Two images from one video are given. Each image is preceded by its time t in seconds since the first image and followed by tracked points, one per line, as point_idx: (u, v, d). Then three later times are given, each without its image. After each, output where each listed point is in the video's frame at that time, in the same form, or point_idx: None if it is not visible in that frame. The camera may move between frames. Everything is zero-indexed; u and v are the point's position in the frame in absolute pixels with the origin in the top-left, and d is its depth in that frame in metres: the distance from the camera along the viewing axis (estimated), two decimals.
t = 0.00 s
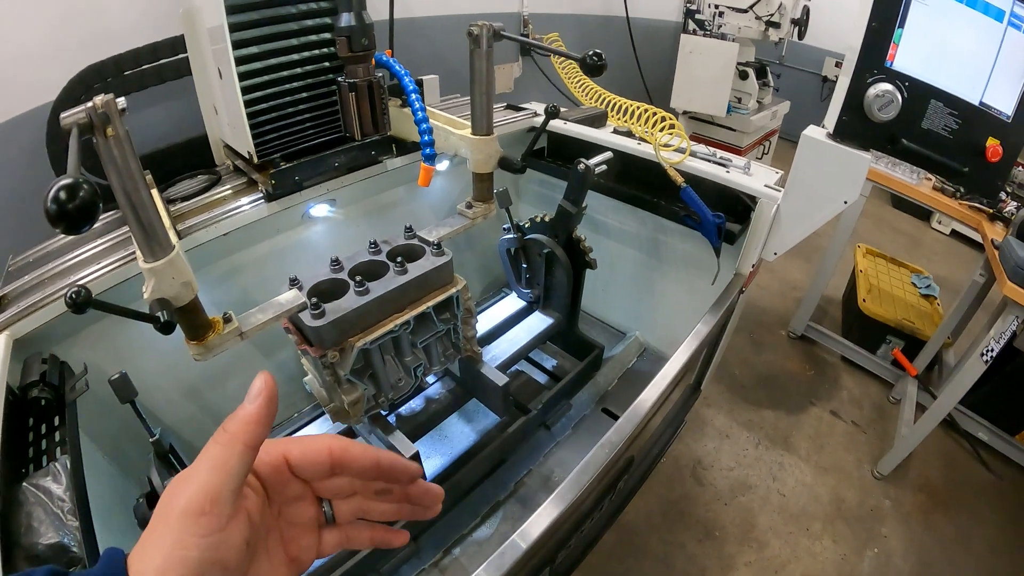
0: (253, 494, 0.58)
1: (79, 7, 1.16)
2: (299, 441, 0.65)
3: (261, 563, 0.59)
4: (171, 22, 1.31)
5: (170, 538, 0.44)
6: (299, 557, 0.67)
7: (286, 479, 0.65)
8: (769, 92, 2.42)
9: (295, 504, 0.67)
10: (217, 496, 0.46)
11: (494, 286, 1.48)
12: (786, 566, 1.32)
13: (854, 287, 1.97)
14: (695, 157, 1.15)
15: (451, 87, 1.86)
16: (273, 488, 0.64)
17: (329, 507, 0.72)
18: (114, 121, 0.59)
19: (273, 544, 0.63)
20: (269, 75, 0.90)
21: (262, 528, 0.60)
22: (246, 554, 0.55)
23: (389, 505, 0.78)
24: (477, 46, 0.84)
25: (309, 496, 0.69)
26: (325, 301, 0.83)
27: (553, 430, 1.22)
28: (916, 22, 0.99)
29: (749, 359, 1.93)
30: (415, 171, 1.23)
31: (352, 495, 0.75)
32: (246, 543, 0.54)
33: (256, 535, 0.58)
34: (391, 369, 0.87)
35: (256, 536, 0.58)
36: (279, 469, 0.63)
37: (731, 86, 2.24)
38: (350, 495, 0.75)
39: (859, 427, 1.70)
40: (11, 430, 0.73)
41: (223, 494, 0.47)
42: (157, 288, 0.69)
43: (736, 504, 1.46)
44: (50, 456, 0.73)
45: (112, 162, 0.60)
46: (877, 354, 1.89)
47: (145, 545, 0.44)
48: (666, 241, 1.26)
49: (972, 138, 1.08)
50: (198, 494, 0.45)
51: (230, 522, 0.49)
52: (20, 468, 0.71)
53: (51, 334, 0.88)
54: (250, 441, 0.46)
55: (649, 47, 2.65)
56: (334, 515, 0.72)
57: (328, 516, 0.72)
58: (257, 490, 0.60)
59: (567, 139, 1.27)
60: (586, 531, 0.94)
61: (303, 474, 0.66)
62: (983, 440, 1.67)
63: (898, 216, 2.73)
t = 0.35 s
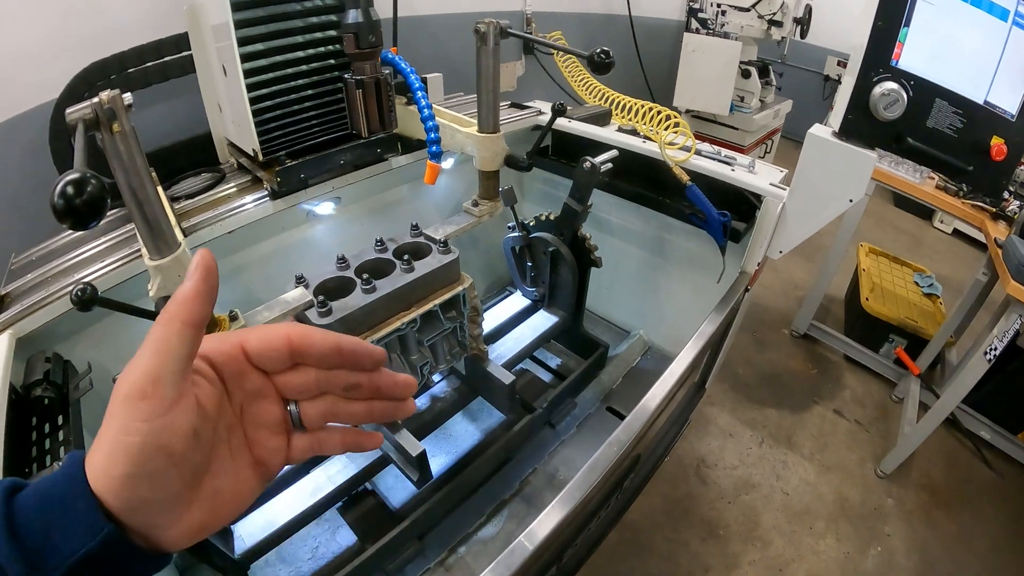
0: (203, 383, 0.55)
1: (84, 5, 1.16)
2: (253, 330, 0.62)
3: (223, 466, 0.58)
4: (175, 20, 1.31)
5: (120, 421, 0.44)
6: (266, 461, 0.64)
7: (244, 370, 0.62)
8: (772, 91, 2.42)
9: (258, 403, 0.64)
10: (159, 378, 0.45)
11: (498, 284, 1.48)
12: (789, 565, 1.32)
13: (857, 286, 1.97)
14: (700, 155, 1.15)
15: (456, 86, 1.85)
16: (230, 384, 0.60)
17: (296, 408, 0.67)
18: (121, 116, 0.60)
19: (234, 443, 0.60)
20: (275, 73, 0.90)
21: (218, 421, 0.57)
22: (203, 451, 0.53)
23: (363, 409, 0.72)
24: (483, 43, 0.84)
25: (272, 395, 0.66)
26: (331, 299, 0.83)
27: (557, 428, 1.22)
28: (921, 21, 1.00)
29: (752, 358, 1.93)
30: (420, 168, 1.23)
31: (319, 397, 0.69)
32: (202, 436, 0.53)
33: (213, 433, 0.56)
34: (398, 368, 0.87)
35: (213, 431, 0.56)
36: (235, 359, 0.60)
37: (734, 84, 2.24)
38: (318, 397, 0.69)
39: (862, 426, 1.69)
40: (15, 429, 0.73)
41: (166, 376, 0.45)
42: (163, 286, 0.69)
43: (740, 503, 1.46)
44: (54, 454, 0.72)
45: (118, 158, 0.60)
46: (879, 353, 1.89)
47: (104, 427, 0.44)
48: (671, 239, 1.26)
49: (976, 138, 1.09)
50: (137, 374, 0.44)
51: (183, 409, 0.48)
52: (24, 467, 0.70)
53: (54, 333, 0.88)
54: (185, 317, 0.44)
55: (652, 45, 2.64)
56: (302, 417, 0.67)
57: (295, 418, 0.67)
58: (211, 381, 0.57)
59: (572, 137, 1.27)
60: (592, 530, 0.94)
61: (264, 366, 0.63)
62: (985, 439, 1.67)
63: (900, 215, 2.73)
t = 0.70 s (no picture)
0: (147, 301, 0.54)
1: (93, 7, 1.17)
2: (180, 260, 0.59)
3: (165, 417, 0.52)
4: (183, 23, 1.32)
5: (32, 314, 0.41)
6: (227, 409, 0.56)
7: (172, 297, 0.57)
8: (777, 97, 2.41)
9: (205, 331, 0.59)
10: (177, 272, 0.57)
11: (502, 288, 1.48)
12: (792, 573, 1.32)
13: (862, 292, 1.96)
14: (704, 161, 1.14)
15: (462, 90, 1.86)
16: (160, 315, 0.55)
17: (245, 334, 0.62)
18: (126, 118, 0.62)
19: (177, 383, 0.54)
20: (281, 76, 0.91)
21: (149, 349, 0.52)
22: (124, 381, 0.49)
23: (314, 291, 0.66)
24: (488, 49, 0.84)
25: (214, 322, 0.61)
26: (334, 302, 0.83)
27: (560, 433, 1.22)
28: (925, 27, 1.00)
29: (756, 365, 1.92)
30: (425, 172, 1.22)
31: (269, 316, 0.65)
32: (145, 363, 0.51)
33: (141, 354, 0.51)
34: (400, 371, 0.87)
35: (131, 363, 0.49)
36: (160, 288, 0.56)
37: (739, 90, 2.24)
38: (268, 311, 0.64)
39: (866, 434, 1.68)
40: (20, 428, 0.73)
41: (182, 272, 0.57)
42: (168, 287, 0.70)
43: (743, 510, 1.45)
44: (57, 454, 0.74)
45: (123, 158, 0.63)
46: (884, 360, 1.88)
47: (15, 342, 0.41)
48: (675, 245, 1.26)
49: (981, 144, 1.08)
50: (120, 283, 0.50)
51: (100, 319, 0.46)
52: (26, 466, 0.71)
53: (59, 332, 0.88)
54: (105, 224, 0.42)
55: (658, 50, 2.64)
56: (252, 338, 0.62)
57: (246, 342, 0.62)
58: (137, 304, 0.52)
59: (576, 142, 1.27)
60: (593, 535, 0.94)
61: (195, 288, 0.58)
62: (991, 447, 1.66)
63: (906, 222, 2.72)
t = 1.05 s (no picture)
0: (269, 443, 0.64)
1: (91, 8, 1.18)
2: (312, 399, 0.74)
3: (296, 530, 0.63)
4: (182, 24, 1.32)
5: (204, 464, 0.52)
6: (337, 525, 0.68)
7: (306, 432, 0.73)
8: (773, 96, 2.43)
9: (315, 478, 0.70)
10: (229, 430, 0.55)
11: (502, 288, 1.48)
12: (793, 568, 1.33)
13: (859, 290, 1.98)
14: (703, 160, 1.15)
15: (460, 91, 1.87)
16: (297, 448, 0.70)
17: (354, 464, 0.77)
18: (132, 116, 0.60)
19: (306, 507, 0.67)
20: (283, 76, 0.91)
21: (289, 483, 0.66)
22: (274, 496, 0.60)
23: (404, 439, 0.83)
24: (491, 48, 0.85)
25: (332, 457, 0.75)
26: (338, 301, 0.83)
27: (561, 431, 1.22)
28: (921, 27, 1.01)
29: (754, 363, 1.93)
30: (426, 172, 1.23)
31: (375, 447, 0.81)
32: (262, 487, 0.58)
33: (282, 487, 0.63)
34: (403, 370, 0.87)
35: (285, 489, 0.64)
36: (297, 418, 0.71)
37: (735, 89, 2.25)
38: (371, 450, 0.80)
39: (864, 430, 1.70)
40: (19, 431, 0.73)
41: (234, 429, 0.56)
42: (172, 286, 0.69)
43: (743, 507, 1.46)
44: (59, 455, 0.73)
45: (129, 159, 0.60)
46: (881, 357, 1.89)
47: (187, 479, 0.52)
48: (673, 243, 1.27)
49: (977, 142, 1.09)
50: (216, 426, 0.55)
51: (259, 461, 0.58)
52: (28, 467, 0.71)
53: (58, 332, 0.88)
54: (257, 380, 0.56)
55: (654, 50, 2.66)
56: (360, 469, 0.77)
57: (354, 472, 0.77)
58: (278, 440, 0.67)
59: (575, 142, 1.28)
60: (597, 532, 0.94)
61: (322, 424, 0.74)
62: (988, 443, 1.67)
63: (901, 220, 2.74)
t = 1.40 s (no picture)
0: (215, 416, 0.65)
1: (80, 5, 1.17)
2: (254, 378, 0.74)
3: (243, 500, 0.65)
4: (171, 20, 1.31)
5: (156, 430, 0.55)
6: (282, 494, 0.68)
7: (249, 409, 0.73)
8: (767, 91, 2.42)
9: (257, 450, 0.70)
10: (179, 402, 0.57)
11: (495, 283, 1.48)
12: (789, 561, 1.33)
13: (853, 284, 1.98)
14: (695, 154, 1.15)
15: (452, 86, 1.86)
16: (240, 423, 0.70)
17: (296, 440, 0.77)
18: (119, 113, 0.59)
19: (252, 478, 0.67)
20: (273, 72, 0.90)
21: (233, 454, 0.66)
22: (219, 470, 0.62)
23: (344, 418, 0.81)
24: (480, 42, 0.84)
25: (275, 432, 0.74)
26: (328, 297, 0.83)
27: (556, 426, 1.22)
28: (915, 19, 1.00)
29: (749, 356, 1.93)
30: (418, 167, 1.23)
31: (315, 425, 0.80)
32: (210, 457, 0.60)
33: (226, 459, 0.65)
34: (395, 365, 0.87)
35: (229, 461, 0.65)
36: (240, 396, 0.71)
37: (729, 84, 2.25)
38: (312, 427, 0.79)
39: (859, 424, 1.70)
40: (12, 430, 0.73)
41: (183, 400, 0.58)
42: (161, 282, 0.69)
43: (739, 501, 1.46)
44: (51, 454, 0.73)
45: (117, 156, 0.60)
46: (876, 351, 1.89)
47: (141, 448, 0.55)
48: (667, 237, 1.27)
49: (971, 134, 1.10)
50: (166, 402, 0.57)
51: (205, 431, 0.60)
52: (21, 466, 0.70)
53: (50, 332, 0.87)
54: (201, 357, 0.57)
55: (648, 45, 2.65)
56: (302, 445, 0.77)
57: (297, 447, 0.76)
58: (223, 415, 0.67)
59: (568, 136, 1.27)
60: (592, 526, 0.94)
61: (265, 401, 0.74)
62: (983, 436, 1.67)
63: (896, 214, 2.74)
